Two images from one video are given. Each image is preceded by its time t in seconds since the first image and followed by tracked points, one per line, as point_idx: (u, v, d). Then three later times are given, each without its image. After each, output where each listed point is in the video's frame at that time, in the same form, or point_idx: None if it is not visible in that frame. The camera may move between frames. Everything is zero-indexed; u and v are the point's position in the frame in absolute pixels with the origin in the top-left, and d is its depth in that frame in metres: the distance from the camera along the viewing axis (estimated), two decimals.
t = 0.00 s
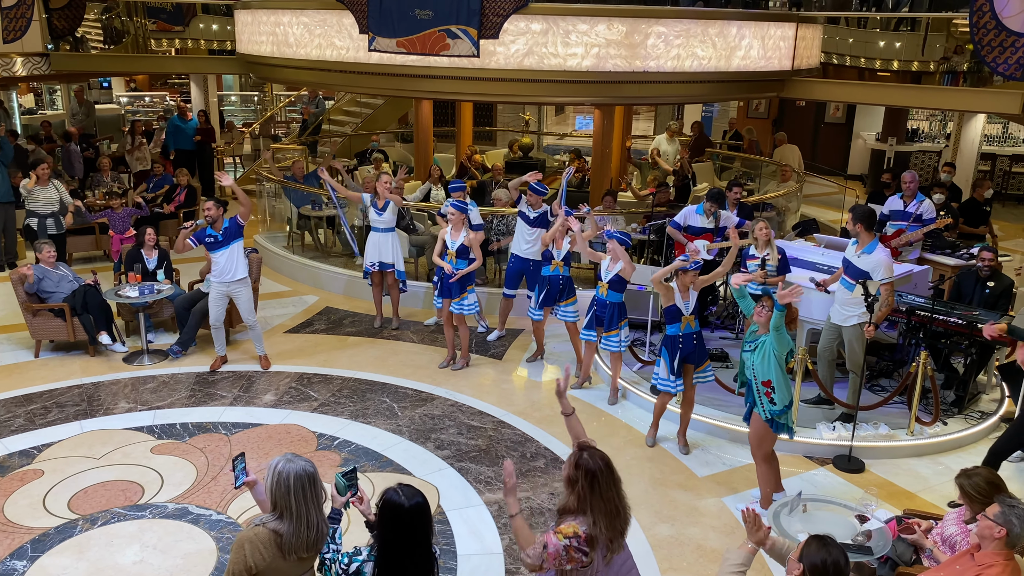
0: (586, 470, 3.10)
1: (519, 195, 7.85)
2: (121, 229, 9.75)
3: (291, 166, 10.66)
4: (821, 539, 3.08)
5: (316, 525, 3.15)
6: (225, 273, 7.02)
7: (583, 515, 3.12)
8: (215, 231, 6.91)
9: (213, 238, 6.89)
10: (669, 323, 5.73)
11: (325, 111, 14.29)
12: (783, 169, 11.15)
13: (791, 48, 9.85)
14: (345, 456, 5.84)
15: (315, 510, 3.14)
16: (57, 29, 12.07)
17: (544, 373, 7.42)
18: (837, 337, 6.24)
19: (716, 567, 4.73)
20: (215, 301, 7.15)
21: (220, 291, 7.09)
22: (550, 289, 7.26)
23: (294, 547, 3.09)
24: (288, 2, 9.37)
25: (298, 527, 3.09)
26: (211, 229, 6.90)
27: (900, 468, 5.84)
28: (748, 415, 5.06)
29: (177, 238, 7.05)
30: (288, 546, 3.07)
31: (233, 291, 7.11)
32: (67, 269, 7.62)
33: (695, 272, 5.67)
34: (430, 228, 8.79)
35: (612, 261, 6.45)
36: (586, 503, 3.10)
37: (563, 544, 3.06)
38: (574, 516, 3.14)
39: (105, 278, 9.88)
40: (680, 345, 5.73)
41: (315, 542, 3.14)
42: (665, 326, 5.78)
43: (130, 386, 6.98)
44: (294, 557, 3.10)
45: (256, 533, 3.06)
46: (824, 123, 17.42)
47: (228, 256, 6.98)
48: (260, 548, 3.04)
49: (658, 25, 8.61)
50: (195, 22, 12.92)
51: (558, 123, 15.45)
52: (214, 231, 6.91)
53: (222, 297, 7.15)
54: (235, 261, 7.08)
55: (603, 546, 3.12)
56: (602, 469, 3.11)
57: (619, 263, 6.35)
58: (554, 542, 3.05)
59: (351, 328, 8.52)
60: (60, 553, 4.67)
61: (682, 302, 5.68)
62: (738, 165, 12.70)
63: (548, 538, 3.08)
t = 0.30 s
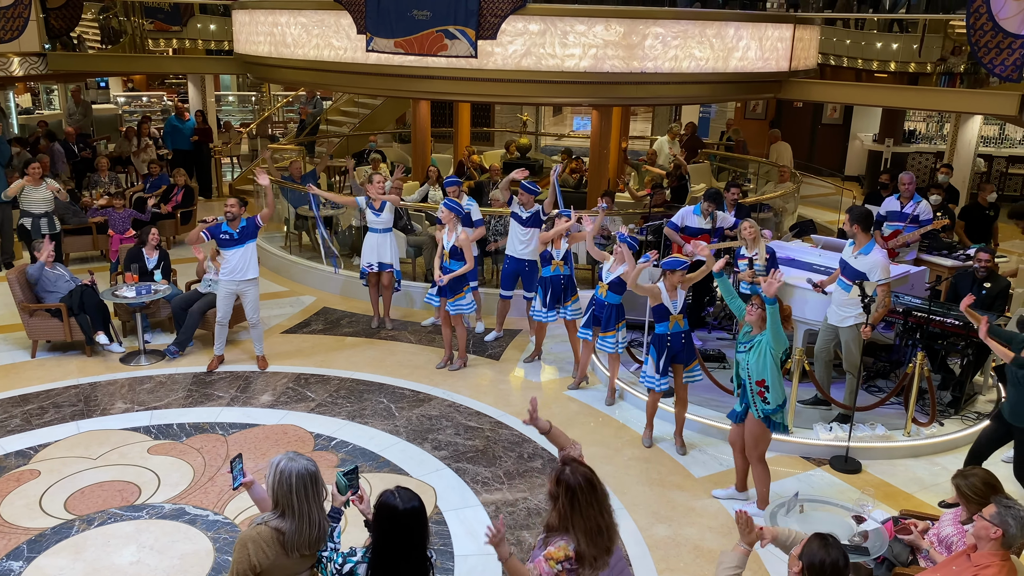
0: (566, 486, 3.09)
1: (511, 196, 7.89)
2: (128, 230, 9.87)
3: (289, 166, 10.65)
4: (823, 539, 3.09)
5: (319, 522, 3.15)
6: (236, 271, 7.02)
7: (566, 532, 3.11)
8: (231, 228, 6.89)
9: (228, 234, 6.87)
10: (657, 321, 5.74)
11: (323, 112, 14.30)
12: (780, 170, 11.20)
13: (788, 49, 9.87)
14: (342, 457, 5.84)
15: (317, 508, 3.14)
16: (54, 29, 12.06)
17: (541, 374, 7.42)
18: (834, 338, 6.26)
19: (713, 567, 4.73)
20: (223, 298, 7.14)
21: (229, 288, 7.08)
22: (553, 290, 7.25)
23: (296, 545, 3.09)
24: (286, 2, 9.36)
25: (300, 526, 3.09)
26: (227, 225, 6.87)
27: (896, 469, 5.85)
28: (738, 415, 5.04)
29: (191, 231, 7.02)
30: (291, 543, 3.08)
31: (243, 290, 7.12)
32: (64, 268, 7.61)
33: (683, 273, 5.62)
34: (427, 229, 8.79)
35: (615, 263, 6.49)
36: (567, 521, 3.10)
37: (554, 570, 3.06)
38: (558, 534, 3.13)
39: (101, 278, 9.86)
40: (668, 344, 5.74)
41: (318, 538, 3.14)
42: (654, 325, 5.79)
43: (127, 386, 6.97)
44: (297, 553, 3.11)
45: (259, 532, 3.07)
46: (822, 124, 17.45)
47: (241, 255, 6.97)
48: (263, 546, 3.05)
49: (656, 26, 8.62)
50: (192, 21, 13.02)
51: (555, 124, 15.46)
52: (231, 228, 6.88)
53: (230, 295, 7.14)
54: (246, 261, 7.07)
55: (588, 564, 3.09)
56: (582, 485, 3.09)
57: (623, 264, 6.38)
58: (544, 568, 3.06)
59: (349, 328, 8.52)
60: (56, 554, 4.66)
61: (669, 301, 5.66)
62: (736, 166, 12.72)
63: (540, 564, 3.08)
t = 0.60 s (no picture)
0: (552, 495, 3.06)
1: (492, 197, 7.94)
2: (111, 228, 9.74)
3: (286, 166, 10.65)
4: (831, 527, 3.08)
5: (314, 524, 3.16)
6: (238, 272, 7.01)
7: (552, 542, 3.10)
8: (240, 228, 6.90)
9: (237, 233, 6.88)
10: (650, 323, 5.79)
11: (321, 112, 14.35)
12: (778, 171, 11.27)
13: (786, 50, 9.88)
14: (339, 457, 5.83)
15: (311, 509, 3.14)
16: (52, 29, 12.03)
17: (539, 374, 7.42)
18: (831, 338, 6.26)
19: (711, 567, 4.73)
20: (223, 297, 7.13)
21: (229, 287, 7.07)
22: (556, 292, 7.26)
23: (291, 547, 3.09)
24: (283, 2, 9.35)
25: (295, 528, 3.10)
26: (237, 225, 6.88)
27: (893, 470, 5.85)
28: (727, 413, 5.03)
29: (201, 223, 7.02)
30: (286, 546, 3.07)
31: (243, 290, 7.10)
32: (61, 268, 7.59)
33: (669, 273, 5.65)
34: (425, 229, 8.80)
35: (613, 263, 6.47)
36: (552, 529, 3.08)
37: None
38: (547, 543, 3.12)
39: (98, 278, 9.85)
40: (660, 345, 5.78)
41: (313, 540, 3.14)
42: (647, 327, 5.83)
43: (123, 387, 6.96)
44: (292, 556, 3.10)
45: (253, 535, 3.07)
46: (819, 125, 17.50)
47: (246, 256, 6.96)
48: (258, 549, 3.04)
49: (654, 27, 8.64)
50: (190, 21, 12.94)
51: (553, 124, 15.46)
52: (241, 228, 6.90)
53: (230, 294, 7.14)
54: (250, 263, 7.06)
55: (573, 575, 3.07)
56: (568, 492, 3.06)
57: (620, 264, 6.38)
58: None
59: (346, 328, 8.52)
60: (53, 554, 4.65)
61: (660, 304, 5.69)
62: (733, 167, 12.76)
63: None
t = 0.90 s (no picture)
0: (541, 495, 3.07)
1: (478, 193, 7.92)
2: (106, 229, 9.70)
3: (285, 166, 10.63)
4: (842, 516, 3.08)
5: (301, 530, 3.18)
6: (233, 275, 7.01)
7: (542, 543, 3.10)
8: (237, 231, 6.88)
9: (233, 236, 6.88)
10: (649, 331, 5.80)
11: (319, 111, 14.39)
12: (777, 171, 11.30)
13: (784, 51, 9.88)
14: (337, 457, 5.83)
15: (298, 517, 3.16)
16: (50, 27, 12.00)
17: (537, 374, 7.42)
18: (829, 339, 6.27)
19: (708, 568, 4.74)
20: (218, 299, 7.12)
21: (225, 290, 7.07)
22: (556, 293, 7.26)
23: (280, 555, 3.11)
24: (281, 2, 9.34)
25: (283, 537, 3.11)
26: (235, 228, 6.87)
27: (891, 470, 5.86)
28: (717, 411, 5.02)
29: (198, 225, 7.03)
30: (275, 555, 3.10)
31: (238, 293, 7.09)
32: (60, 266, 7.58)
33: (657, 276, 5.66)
34: (423, 229, 8.81)
35: (605, 262, 6.46)
36: (541, 529, 3.08)
37: None
38: (538, 545, 3.12)
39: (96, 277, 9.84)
40: (660, 352, 5.81)
41: (300, 547, 3.17)
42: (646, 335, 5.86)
43: (121, 386, 6.95)
44: (281, 564, 3.13)
45: (240, 545, 3.08)
46: (817, 125, 17.52)
47: (242, 259, 6.97)
48: (246, 560, 3.06)
49: (652, 27, 8.64)
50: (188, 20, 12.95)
51: (552, 124, 15.45)
52: (237, 231, 6.88)
53: (225, 296, 7.13)
54: (245, 267, 7.06)
55: None
56: (557, 492, 3.06)
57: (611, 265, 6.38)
58: None
59: (344, 328, 8.52)
60: (50, 553, 4.65)
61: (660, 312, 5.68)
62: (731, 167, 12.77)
63: None
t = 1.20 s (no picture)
0: (542, 482, 3.07)
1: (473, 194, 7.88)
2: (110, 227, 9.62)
3: (284, 164, 10.63)
4: (846, 512, 3.09)
5: (286, 536, 3.16)
6: (220, 273, 7.01)
7: (537, 531, 3.10)
8: (219, 228, 6.90)
9: (215, 233, 6.89)
10: (669, 332, 5.78)
11: (317, 110, 14.46)
12: (777, 170, 11.32)
13: (784, 51, 9.88)
14: (336, 456, 5.83)
15: (282, 523, 3.14)
16: (49, 25, 11.99)
17: (536, 373, 7.42)
18: (827, 339, 6.27)
19: (706, 567, 4.74)
20: (207, 299, 7.12)
21: (213, 289, 7.06)
22: (554, 292, 7.25)
23: (264, 562, 3.09)
24: None
25: (266, 544, 3.09)
26: (216, 225, 6.89)
27: (890, 470, 5.86)
28: (711, 410, 5.03)
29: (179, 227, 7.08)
30: (260, 561, 3.08)
31: (227, 292, 7.08)
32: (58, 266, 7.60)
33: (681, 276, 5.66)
34: (422, 228, 8.81)
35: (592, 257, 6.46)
36: (538, 516, 3.08)
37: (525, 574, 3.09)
38: (533, 532, 3.12)
39: (94, 276, 9.83)
40: (678, 355, 5.78)
41: (285, 553, 3.16)
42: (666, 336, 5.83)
43: (120, 384, 6.94)
44: (267, 570, 3.11)
45: (223, 552, 3.05)
46: (817, 125, 17.55)
47: (227, 256, 6.97)
48: (229, 568, 3.03)
49: (652, 26, 8.64)
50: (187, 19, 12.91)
51: (551, 123, 15.46)
52: (220, 228, 6.90)
53: (214, 295, 7.12)
54: (230, 264, 7.05)
55: (554, 567, 3.06)
56: (559, 482, 3.06)
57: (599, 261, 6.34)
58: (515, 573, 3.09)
59: (343, 327, 8.51)
60: (49, 551, 4.65)
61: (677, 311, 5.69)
62: (730, 167, 12.78)
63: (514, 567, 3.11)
